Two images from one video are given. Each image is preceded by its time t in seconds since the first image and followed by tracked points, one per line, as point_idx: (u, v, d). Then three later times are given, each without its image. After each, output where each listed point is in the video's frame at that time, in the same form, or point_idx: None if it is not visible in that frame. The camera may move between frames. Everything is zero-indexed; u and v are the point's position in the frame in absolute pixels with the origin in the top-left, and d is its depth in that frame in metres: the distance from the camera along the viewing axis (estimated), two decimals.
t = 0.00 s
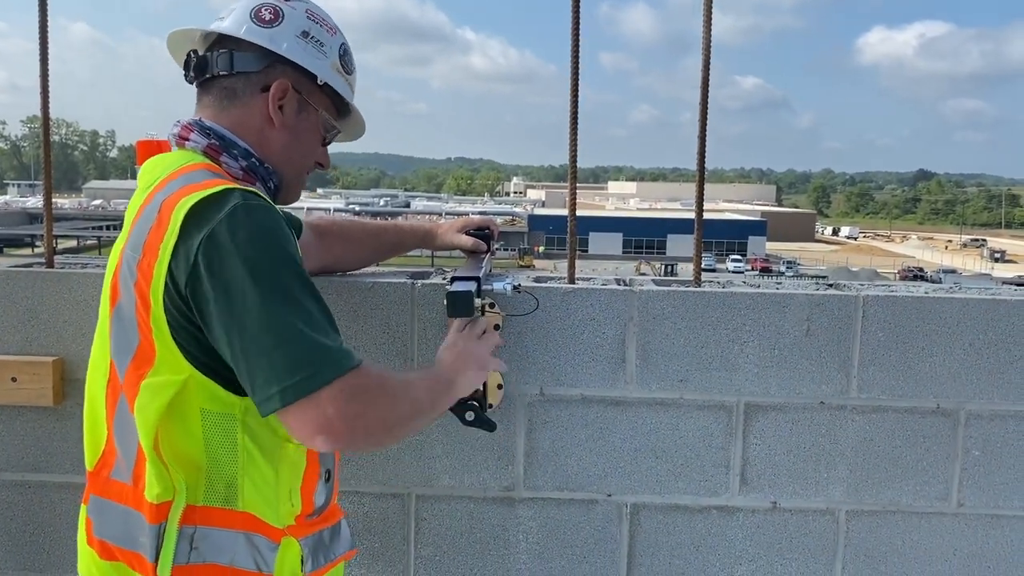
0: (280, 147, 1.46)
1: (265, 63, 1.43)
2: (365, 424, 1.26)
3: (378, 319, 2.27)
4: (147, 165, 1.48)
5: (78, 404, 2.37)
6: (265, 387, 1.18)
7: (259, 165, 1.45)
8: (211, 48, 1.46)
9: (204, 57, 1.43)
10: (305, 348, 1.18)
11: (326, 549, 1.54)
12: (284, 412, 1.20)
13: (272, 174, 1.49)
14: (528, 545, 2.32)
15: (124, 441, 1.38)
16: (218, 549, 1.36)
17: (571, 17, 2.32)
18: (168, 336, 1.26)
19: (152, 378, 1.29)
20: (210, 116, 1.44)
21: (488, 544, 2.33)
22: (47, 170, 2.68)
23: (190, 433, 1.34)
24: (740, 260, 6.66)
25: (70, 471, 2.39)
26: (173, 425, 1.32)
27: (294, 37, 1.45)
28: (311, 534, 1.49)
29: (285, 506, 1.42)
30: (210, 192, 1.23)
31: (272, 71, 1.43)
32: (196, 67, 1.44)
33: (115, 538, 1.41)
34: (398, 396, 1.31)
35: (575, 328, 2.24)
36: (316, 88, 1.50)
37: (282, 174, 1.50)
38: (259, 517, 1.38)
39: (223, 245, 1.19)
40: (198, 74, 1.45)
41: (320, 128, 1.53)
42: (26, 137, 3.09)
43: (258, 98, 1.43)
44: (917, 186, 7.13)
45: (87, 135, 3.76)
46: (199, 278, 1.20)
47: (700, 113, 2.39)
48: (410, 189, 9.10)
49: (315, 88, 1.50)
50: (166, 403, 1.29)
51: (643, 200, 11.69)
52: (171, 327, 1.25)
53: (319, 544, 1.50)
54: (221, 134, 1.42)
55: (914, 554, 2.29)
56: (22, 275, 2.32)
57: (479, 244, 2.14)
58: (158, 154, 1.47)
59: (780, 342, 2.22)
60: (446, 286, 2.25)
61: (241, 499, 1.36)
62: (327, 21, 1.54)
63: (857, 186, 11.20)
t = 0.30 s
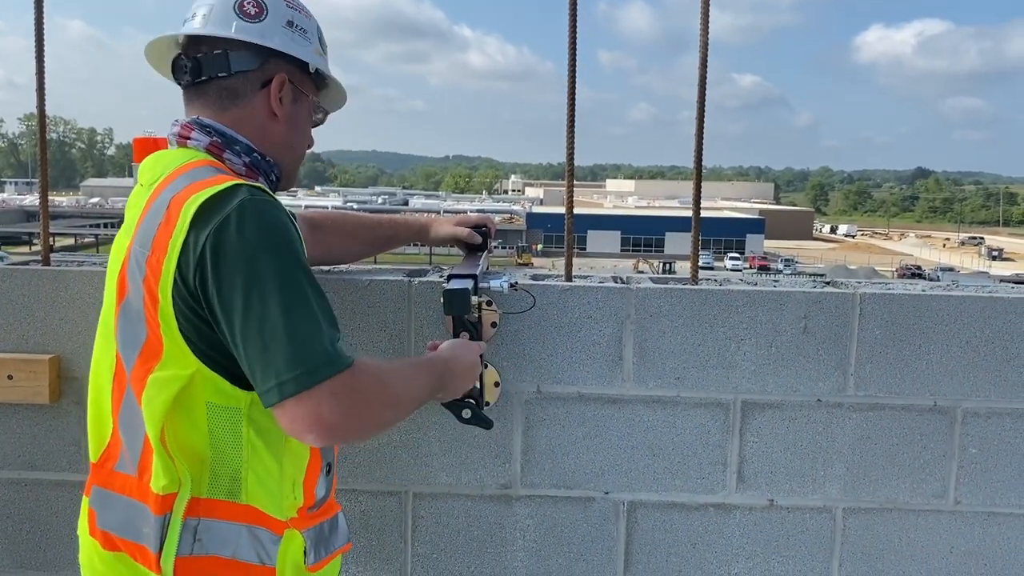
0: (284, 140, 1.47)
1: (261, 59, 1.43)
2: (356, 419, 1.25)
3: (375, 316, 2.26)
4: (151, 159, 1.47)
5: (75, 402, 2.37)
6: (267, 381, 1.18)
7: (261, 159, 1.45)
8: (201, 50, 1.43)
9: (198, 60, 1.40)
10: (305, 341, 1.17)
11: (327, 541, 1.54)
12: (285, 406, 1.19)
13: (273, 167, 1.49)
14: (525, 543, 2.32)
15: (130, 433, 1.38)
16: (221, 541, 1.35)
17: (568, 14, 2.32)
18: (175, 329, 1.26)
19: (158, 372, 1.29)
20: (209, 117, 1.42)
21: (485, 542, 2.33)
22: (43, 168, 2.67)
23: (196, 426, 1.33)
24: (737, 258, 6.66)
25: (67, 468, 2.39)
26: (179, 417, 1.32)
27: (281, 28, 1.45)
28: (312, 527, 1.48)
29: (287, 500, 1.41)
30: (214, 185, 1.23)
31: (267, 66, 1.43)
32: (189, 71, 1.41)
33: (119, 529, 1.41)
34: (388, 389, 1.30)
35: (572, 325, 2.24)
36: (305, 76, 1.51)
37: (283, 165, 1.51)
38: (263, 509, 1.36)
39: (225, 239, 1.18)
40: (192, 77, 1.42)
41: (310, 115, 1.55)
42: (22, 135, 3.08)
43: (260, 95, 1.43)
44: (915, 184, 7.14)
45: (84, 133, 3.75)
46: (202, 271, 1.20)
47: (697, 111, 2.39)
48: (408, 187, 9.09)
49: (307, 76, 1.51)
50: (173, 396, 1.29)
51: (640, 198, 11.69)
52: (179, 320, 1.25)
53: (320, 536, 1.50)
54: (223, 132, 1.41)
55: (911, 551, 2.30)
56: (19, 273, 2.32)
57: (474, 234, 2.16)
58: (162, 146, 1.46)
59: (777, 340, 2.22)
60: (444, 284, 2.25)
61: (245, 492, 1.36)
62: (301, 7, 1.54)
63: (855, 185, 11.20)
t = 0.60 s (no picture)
0: (273, 128, 1.46)
1: (243, 48, 1.42)
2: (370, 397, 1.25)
3: (374, 311, 2.26)
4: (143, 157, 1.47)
5: (74, 396, 2.37)
6: (271, 383, 1.17)
7: (250, 151, 1.44)
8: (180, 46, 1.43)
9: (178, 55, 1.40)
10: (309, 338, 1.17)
11: (327, 535, 1.53)
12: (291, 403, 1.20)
13: (264, 157, 1.48)
14: (525, 538, 2.32)
15: (126, 433, 1.38)
16: (218, 540, 1.35)
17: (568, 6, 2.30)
18: (167, 330, 1.25)
19: (153, 374, 1.29)
20: (194, 111, 1.40)
21: (485, 537, 2.33)
22: (41, 162, 2.66)
23: (192, 426, 1.33)
24: (738, 253, 6.65)
25: (66, 463, 2.38)
26: (174, 418, 1.32)
27: (260, 14, 1.45)
28: (314, 523, 1.47)
29: (288, 496, 1.40)
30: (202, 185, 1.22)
31: (248, 54, 1.43)
32: (171, 67, 1.41)
33: (115, 531, 1.41)
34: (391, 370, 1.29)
35: (572, 320, 2.23)
36: (288, 61, 1.51)
37: (274, 154, 1.50)
38: (262, 506, 1.36)
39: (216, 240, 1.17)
40: (174, 74, 1.41)
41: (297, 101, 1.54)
42: (21, 129, 3.07)
43: (244, 85, 1.43)
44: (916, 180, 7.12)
45: (84, 127, 3.74)
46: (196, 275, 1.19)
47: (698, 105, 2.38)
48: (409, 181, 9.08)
49: (288, 61, 1.51)
50: (168, 398, 1.29)
51: (641, 193, 11.68)
52: (171, 322, 1.24)
53: (321, 531, 1.49)
54: (209, 125, 1.39)
55: (911, 546, 2.30)
56: (17, 267, 2.31)
57: (474, 222, 2.15)
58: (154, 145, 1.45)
59: (778, 335, 2.22)
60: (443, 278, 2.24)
61: (243, 490, 1.35)
62: None
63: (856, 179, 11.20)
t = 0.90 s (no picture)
0: (280, 123, 1.44)
1: (258, 39, 1.40)
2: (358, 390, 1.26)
3: (374, 300, 2.25)
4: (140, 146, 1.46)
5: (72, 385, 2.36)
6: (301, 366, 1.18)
7: (253, 147, 1.43)
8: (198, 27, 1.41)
9: (192, 36, 1.39)
10: (312, 335, 1.17)
11: (315, 538, 1.51)
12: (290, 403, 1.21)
13: (268, 153, 1.47)
14: (525, 527, 2.32)
15: (111, 427, 1.37)
16: (203, 537, 1.34)
17: None
18: (155, 326, 1.24)
19: (136, 370, 1.28)
20: (201, 99, 1.39)
21: (485, 527, 2.32)
22: (39, 150, 2.65)
23: (176, 424, 1.32)
24: (740, 244, 6.63)
25: (65, 452, 2.38)
26: (159, 415, 1.32)
27: (283, 6, 1.43)
28: (300, 524, 1.46)
29: (273, 496, 1.39)
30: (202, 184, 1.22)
31: (265, 46, 1.41)
32: (182, 48, 1.40)
33: (99, 524, 1.41)
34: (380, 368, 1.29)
35: (573, 309, 2.22)
36: (307, 58, 1.48)
37: (280, 149, 1.48)
38: (245, 506, 1.36)
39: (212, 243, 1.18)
40: (185, 55, 1.40)
41: (312, 97, 1.52)
42: (20, 118, 3.06)
43: (255, 76, 1.41)
44: (918, 169, 7.10)
45: (84, 117, 3.73)
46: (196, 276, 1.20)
47: (701, 93, 2.36)
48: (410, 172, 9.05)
49: (307, 57, 1.48)
50: (149, 395, 1.28)
51: (642, 184, 11.65)
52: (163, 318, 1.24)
53: (308, 534, 1.48)
54: (212, 117, 1.38)
55: (913, 536, 2.29)
56: (14, 256, 2.30)
57: (474, 209, 2.14)
58: (153, 133, 1.44)
59: (780, 324, 2.21)
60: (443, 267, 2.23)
61: (227, 489, 1.35)
62: None
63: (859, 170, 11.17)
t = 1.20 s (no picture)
0: (286, 115, 1.43)
1: (269, 28, 1.38)
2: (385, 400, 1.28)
3: (373, 291, 2.24)
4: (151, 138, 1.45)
5: (72, 376, 2.36)
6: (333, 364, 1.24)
7: (264, 139, 1.43)
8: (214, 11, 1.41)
9: (206, 21, 1.38)
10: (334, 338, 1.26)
11: (319, 535, 1.53)
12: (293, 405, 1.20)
13: (278, 148, 1.46)
14: (525, 518, 2.32)
15: (118, 419, 1.36)
16: (209, 534, 1.36)
17: None
18: (170, 322, 1.23)
19: (147, 366, 1.27)
20: (213, 86, 1.40)
21: (485, 517, 2.32)
22: (37, 140, 2.64)
23: (187, 420, 1.32)
24: (742, 234, 6.61)
25: (65, 443, 2.38)
26: (170, 411, 1.31)
27: None
28: (304, 521, 1.48)
29: (279, 495, 1.39)
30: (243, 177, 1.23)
31: (277, 36, 1.39)
32: (197, 33, 1.40)
33: (104, 517, 1.40)
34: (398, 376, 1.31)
35: (573, 300, 2.21)
36: (322, 53, 1.47)
37: (288, 143, 1.47)
38: (251, 504, 1.36)
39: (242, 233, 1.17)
40: (199, 39, 1.40)
41: (326, 93, 1.50)
42: (20, 108, 3.05)
43: (263, 65, 1.39)
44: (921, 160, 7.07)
45: (85, 107, 3.72)
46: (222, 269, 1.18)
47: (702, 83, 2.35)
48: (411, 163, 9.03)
49: (321, 52, 1.46)
50: (161, 390, 1.27)
51: (645, 174, 11.62)
52: (176, 311, 1.23)
53: (312, 530, 1.50)
54: (223, 106, 1.39)
55: (912, 527, 2.29)
56: (13, 246, 2.29)
57: (475, 201, 2.13)
58: (162, 122, 1.43)
59: (781, 315, 2.20)
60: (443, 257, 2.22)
61: (233, 487, 1.35)
62: None
63: (861, 161, 11.14)
